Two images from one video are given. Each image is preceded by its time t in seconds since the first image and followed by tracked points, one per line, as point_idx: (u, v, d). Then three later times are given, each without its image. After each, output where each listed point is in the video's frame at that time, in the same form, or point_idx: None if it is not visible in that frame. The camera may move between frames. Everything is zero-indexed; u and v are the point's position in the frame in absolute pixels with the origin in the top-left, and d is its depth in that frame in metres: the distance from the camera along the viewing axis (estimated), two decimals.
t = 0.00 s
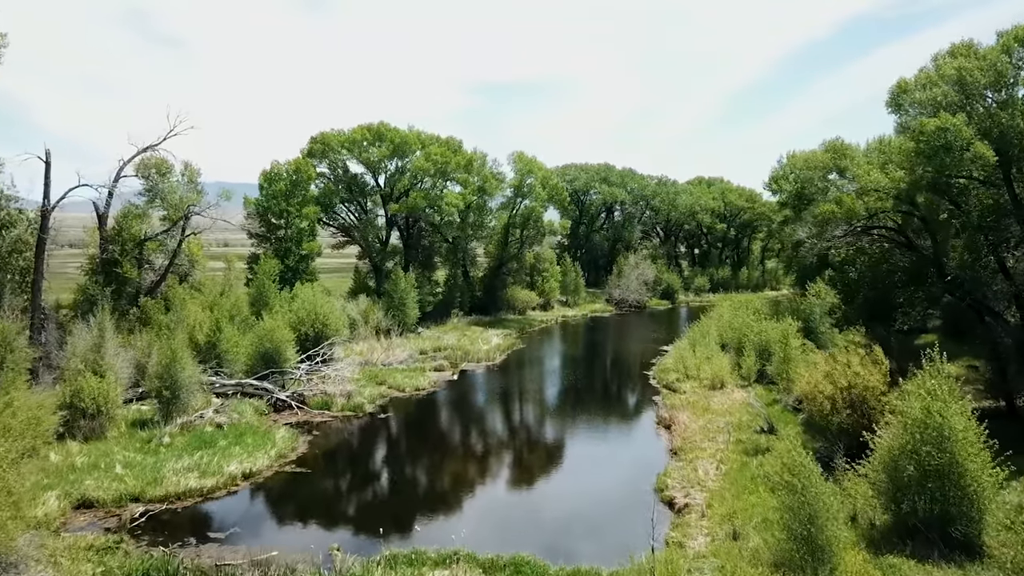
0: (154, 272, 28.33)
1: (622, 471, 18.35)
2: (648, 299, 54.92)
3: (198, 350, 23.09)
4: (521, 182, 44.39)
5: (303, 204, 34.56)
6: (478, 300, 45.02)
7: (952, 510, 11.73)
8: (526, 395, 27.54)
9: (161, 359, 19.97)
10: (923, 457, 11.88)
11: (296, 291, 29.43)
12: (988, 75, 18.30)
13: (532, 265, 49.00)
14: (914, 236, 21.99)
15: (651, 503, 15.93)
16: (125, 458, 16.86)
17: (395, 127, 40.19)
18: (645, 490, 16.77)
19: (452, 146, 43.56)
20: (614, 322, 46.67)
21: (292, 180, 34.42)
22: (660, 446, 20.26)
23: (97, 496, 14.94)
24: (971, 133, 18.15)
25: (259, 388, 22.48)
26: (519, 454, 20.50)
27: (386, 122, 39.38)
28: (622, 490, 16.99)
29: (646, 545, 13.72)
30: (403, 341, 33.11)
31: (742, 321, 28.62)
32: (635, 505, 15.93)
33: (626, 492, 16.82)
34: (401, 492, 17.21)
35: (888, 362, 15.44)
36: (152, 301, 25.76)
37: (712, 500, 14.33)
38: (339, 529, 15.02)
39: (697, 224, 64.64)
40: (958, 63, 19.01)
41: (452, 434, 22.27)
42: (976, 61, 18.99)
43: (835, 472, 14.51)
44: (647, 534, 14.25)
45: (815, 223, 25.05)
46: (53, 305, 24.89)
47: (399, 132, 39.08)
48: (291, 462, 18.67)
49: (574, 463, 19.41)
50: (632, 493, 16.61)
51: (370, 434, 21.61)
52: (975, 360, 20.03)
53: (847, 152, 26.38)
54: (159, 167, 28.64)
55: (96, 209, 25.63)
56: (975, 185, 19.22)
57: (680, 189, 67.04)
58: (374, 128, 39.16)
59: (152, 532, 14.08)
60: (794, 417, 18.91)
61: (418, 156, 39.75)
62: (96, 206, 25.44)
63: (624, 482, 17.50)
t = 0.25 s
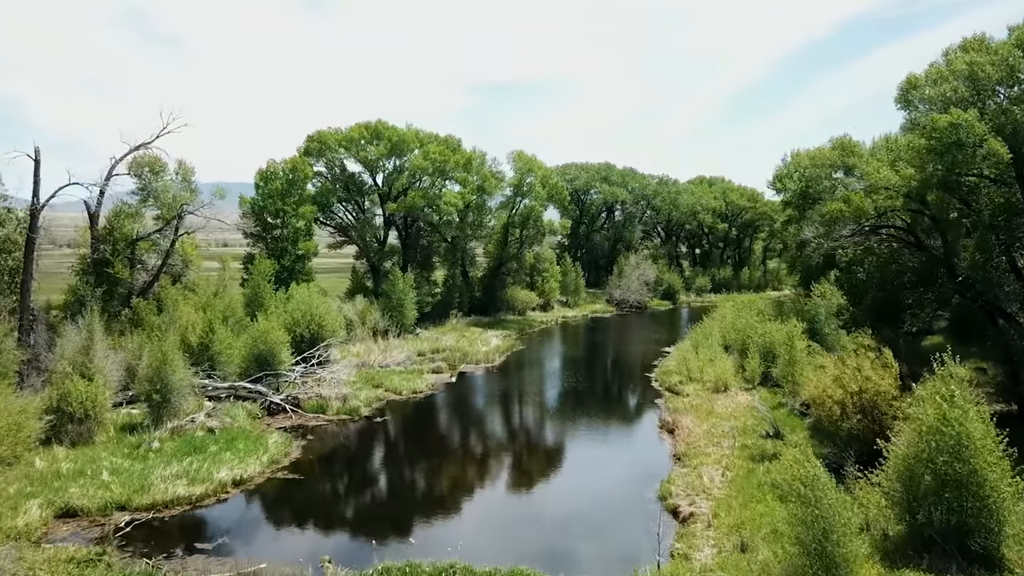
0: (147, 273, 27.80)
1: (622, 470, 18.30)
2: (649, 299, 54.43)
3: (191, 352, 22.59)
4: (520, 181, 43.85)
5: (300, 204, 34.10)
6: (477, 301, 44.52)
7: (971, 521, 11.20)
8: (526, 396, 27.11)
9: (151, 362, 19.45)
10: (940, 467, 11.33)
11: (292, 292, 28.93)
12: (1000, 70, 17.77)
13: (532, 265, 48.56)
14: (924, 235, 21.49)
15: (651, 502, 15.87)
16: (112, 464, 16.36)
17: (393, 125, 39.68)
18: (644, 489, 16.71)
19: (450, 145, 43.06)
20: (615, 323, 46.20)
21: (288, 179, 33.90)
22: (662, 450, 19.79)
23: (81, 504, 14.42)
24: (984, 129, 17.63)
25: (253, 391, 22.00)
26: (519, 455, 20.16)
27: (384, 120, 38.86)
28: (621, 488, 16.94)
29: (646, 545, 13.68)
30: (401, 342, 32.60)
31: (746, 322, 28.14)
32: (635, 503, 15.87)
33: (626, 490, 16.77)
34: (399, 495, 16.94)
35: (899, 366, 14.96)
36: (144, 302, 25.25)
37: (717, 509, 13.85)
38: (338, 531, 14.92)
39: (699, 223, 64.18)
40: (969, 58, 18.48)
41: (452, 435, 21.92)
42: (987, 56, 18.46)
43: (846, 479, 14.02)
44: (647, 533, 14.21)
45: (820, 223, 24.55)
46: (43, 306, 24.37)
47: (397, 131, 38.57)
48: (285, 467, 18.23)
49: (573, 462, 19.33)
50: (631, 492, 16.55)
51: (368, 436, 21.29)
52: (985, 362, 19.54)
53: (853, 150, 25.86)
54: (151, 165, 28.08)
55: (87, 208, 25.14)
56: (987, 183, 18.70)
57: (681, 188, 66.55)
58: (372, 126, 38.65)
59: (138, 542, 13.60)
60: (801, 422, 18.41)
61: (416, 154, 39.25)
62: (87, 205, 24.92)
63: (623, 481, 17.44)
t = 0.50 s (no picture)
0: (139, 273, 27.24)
1: (621, 470, 18.19)
2: (650, 299, 53.92)
3: (183, 354, 22.06)
4: (520, 179, 43.30)
5: (295, 202, 33.64)
6: (477, 301, 44.00)
7: (992, 535, 10.64)
8: (525, 397, 26.65)
9: (140, 365, 18.90)
10: (958, 476, 10.84)
11: (287, 292, 28.41)
12: (1015, 63, 17.24)
13: (532, 265, 48.11)
14: (934, 234, 21.02)
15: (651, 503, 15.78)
16: (98, 471, 15.84)
17: (390, 123, 39.14)
18: (644, 489, 16.61)
19: (449, 143, 42.53)
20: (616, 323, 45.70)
21: (284, 178, 33.37)
22: (665, 454, 19.30)
23: (64, 513, 13.91)
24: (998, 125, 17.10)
25: (246, 394, 21.49)
26: (518, 456, 19.77)
27: (381, 118, 38.32)
28: (621, 488, 16.84)
29: (649, 549, 13.40)
30: (398, 344, 32.07)
31: (749, 323, 27.63)
32: (635, 503, 15.78)
33: (626, 490, 16.69)
34: (397, 497, 16.60)
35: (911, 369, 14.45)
36: (136, 302, 24.75)
37: (724, 518, 13.34)
38: (336, 534, 14.64)
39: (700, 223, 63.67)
40: (983, 51, 17.93)
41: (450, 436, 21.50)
42: (1001, 49, 17.92)
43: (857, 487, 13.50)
44: (650, 537, 13.92)
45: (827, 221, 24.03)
46: (31, 307, 23.84)
47: (395, 129, 38.04)
48: (277, 473, 17.75)
49: (573, 461, 19.19)
50: (632, 493, 16.38)
51: (365, 438, 20.90)
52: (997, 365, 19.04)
53: (859, 148, 25.34)
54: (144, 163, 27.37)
55: (77, 207, 24.62)
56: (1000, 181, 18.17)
57: (682, 187, 66.00)
58: (369, 124, 38.12)
59: (122, 552, 13.10)
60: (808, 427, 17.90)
61: (414, 153, 38.73)
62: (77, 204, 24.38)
63: (623, 481, 17.35)
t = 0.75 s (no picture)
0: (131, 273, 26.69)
1: (622, 469, 18.00)
2: (651, 300, 53.35)
3: (175, 356, 21.53)
4: (520, 178, 42.74)
5: (291, 201, 33.16)
6: (476, 301, 43.44)
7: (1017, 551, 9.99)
8: (525, 399, 26.12)
9: (129, 368, 18.36)
10: (978, 486, 10.30)
11: (283, 293, 27.88)
12: None
13: (532, 265, 47.59)
14: (945, 232, 20.58)
15: (653, 502, 15.58)
16: (83, 478, 15.30)
17: (389, 121, 38.60)
18: (645, 488, 16.42)
19: (448, 141, 41.98)
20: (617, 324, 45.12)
21: (280, 176, 32.85)
22: (669, 459, 18.76)
23: (46, 523, 13.36)
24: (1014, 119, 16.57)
25: (239, 397, 20.94)
26: (519, 458, 19.29)
27: (379, 116, 37.79)
28: (622, 487, 16.66)
29: (655, 554, 13.01)
30: (396, 345, 31.52)
31: (754, 324, 27.08)
32: (637, 502, 15.58)
33: (627, 490, 16.50)
34: (397, 500, 16.12)
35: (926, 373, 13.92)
36: (127, 303, 24.20)
37: (733, 529, 12.80)
38: (333, 538, 14.28)
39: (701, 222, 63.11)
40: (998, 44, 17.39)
41: (448, 438, 20.98)
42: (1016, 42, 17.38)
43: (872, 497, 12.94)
44: (656, 542, 13.54)
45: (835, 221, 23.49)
46: (20, 308, 23.29)
47: (393, 127, 37.50)
48: (270, 479, 17.21)
49: (574, 462, 18.88)
50: (636, 494, 16.04)
51: (363, 441, 20.41)
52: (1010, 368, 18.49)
53: (866, 145, 24.80)
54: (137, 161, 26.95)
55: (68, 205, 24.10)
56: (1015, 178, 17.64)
57: (684, 186, 65.39)
58: (367, 122, 37.57)
59: (105, 563, 12.58)
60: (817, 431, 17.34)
61: (412, 151, 38.21)
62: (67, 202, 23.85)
63: (624, 480, 17.15)
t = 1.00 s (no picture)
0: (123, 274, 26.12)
1: (622, 471, 17.75)
2: (652, 300, 52.87)
3: (165, 359, 20.98)
4: (520, 177, 42.23)
5: (287, 200, 32.58)
6: (475, 302, 42.94)
7: None
8: (525, 401, 25.65)
9: (116, 371, 17.80)
10: (1000, 498, 9.69)
11: (278, 293, 27.38)
12: None
13: (531, 265, 47.07)
14: (957, 232, 20.19)
15: (653, 503, 15.42)
16: (67, 486, 14.75)
17: (386, 119, 38.10)
18: (646, 489, 16.28)
19: (446, 140, 41.48)
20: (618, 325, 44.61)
21: (275, 175, 32.36)
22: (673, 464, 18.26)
23: (25, 534, 12.82)
24: None
25: (232, 401, 20.39)
26: (519, 461, 18.85)
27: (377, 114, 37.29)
28: (621, 488, 16.52)
29: (659, 559, 12.75)
30: (394, 346, 31.00)
31: (759, 325, 26.57)
32: (636, 503, 15.46)
33: (627, 490, 16.36)
34: (396, 503, 15.66)
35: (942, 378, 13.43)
36: (118, 304, 23.66)
37: (741, 541, 12.28)
38: (330, 542, 13.88)
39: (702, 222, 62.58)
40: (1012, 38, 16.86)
41: (447, 440, 20.52)
42: None
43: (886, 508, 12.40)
44: (658, 545, 13.31)
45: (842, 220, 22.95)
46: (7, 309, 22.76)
47: (391, 125, 37.01)
48: (261, 487, 16.68)
49: (575, 463, 18.50)
50: (635, 494, 15.96)
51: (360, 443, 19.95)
52: None
53: (873, 143, 24.29)
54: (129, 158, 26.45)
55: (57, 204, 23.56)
56: None
57: (685, 186, 64.89)
58: (364, 120, 37.06)
59: None
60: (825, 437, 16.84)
61: (410, 149, 37.72)
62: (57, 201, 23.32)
63: (624, 481, 16.97)
